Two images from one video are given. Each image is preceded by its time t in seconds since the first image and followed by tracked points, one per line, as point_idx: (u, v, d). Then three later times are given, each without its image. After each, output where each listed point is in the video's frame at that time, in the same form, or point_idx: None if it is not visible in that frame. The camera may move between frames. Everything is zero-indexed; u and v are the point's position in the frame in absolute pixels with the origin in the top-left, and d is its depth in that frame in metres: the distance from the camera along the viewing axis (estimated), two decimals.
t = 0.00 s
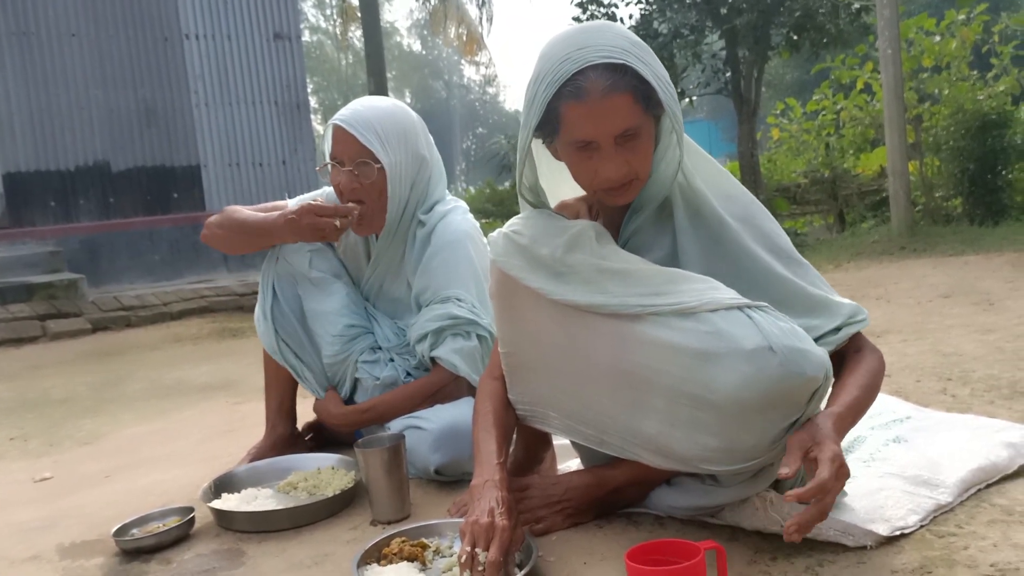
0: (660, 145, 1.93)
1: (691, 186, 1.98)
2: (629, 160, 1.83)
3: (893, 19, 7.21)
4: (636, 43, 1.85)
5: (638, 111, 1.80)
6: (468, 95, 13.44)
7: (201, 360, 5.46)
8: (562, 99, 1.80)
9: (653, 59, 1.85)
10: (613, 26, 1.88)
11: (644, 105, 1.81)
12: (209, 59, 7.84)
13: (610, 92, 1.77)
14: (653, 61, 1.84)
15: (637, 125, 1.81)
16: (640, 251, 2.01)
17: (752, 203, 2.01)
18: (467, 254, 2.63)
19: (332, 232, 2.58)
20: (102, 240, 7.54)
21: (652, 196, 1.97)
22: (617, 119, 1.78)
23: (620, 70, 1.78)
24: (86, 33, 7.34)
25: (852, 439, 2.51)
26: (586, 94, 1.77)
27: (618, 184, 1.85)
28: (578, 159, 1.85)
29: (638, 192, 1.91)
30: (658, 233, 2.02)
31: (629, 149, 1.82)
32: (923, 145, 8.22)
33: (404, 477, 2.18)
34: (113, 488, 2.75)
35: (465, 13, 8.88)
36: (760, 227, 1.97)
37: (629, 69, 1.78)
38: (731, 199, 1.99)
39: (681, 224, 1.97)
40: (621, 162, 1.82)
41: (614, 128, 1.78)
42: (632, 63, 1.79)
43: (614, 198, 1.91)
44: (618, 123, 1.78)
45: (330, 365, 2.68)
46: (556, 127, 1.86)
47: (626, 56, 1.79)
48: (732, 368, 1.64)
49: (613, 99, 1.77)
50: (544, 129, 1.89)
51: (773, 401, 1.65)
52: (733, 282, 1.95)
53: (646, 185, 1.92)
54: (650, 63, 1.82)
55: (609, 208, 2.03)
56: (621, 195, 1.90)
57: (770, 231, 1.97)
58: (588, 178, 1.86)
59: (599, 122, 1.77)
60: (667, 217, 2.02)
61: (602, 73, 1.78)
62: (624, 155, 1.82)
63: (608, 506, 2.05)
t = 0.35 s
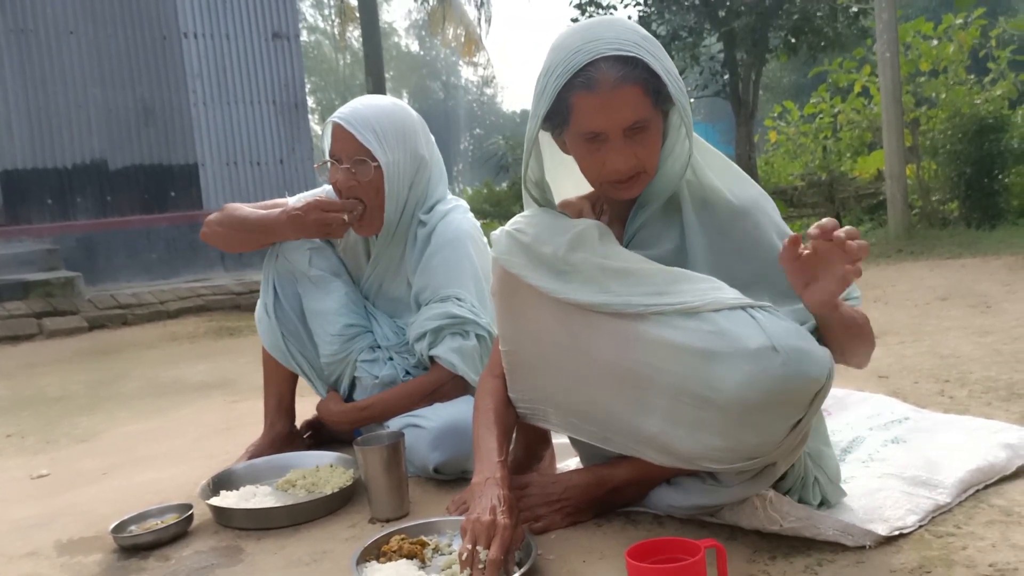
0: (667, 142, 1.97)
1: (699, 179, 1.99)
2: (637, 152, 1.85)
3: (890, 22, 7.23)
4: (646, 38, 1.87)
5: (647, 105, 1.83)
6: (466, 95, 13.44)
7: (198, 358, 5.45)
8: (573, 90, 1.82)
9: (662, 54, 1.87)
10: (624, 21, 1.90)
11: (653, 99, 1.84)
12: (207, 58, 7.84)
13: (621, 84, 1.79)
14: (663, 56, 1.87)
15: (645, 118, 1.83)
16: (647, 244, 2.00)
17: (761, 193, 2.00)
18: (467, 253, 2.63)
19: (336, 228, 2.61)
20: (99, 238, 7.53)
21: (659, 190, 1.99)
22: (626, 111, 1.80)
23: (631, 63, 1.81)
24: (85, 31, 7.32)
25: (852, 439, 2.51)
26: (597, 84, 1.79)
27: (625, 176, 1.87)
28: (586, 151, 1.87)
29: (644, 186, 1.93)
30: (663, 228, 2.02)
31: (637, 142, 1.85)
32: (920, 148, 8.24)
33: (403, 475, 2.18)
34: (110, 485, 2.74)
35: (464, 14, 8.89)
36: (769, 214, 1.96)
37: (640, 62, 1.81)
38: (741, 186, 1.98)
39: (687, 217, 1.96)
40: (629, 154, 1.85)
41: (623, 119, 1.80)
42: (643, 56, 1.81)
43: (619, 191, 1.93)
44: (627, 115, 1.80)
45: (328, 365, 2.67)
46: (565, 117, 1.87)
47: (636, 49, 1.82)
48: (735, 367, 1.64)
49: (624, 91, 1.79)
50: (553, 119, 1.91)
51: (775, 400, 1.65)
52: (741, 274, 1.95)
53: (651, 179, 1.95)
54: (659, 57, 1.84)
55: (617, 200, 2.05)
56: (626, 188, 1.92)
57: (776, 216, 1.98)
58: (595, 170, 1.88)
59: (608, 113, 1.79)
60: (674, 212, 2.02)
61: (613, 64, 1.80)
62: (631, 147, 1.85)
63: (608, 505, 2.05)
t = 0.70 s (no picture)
0: (661, 138, 1.96)
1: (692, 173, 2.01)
2: (628, 148, 1.86)
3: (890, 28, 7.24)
4: (640, 35, 1.86)
5: (640, 101, 1.82)
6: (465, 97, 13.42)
7: (193, 357, 5.43)
8: (565, 84, 1.82)
9: (656, 51, 1.87)
10: (619, 19, 1.90)
11: (645, 95, 1.84)
12: (206, 57, 7.83)
13: (612, 79, 1.79)
14: (656, 54, 1.86)
15: (638, 113, 1.83)
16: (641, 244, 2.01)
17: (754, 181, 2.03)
18: (465, 253, 2.63)
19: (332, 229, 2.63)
20: (95, 236, 7.51)
21: (652, 188, 1.98)
22: (618, 105, 1.80)
23: (623, 59, 1.80)
24: (83, 29, 7.31)
25: (848, 443, 2.52)
26: (588, 79, 1.79)
27: (618, 170, 1.87)
28: (578, 146, 1.87)
29: (637, 183, 1.94)
30: (660, 225, 2.02)
31: (629, 136, 1.85)
32: (917, 154, 8.26)
33: (399, 475, 2.17)
34: (105, 483, 2.73)
35: (463, 16, 8.89)
36: (763, 201, 1.98)
37: (632, 58, 1.81)
38: (734, 176, 2.01)
39: (683, 219, 1.99)
40: (622, 148, 1.85)
41: (615, 114, 1.80)
42: (635, 52, 1.81)
43: (612, 187, 1.93)
44: (618, 109, 1.80)
45: (324, 365, 2.67)
46: (558, 113, 1.88)
47: (628, 45, 1.81)
48: (732, 368, 1.64)
49: (615, 86, 1.79)
50: (547, 115, 1.92)
51: (771, 402, 1.65)
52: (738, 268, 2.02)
53: (645, 176, 1.95)
54: (652, 54, 1.84)
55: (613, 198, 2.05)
56: (618, 183, 1.92)
57: (769, 200, 1.99)
58: (588, 166, 1.89)
59: (599, 107, 1.79)
60: (670, 209, 2.02)
61: (604, 59, 1.80)
62: (623, 142, 1.85)
63: (603, 506, 2.05)
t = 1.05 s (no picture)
0: (654, 135, 1.97)
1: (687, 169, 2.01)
2: (620, 147, 1.86)
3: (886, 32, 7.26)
4: (627, 34, 1.87)
5: (628, 99, 1.83)
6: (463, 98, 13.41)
7: (188, 355, 5.42)
8: (552, 88, 1.84)
9: (643, 49, 1.88)
10: (606, 19, 1.91)
11: (634, 94, 1.85)
12: (204, 55, 7.82)
13: (599, 78, 1.80)
14: (644, 52, 1.87)
15: (627, 112, 1.84)
16: (643, 241, 1.99)
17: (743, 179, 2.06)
18: (460, 249, 2.63)
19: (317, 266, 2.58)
20: (92, 234, 7.50)
21: (649, 184, 1.98)
22: (607, 105, 1.81)
23: (610, 58, 1.82)
24: (81, 25, 7.30)
25: (842, 443, 2.52)
26: (575, 81, 1.81)
27: (610, 169, 1.88)
28: (571, 147, 1.88)
29: (632, 180, 1.94)
30: (659, 222, 2.01)
31: (619, 135, 1.86)
32: (914, 158, 8.28)
33: (393, 472, 2.17)
34: (99, 479, 2.73)
35: (461, 17, 8.89)
36: (754, 198, 2.01)
37: (618, 58, 1.82)
38: (727, 173, 2.04)
39: (684, 213, 1.98)
40: (614, 147, 1.86)
41: (604, 114, 1.82)
42: (622, 52, 1.82)
43: (606, 185, 1.93)
44: (607, 109, 1.82)
45: (318, 362, 2.66)
46: (548, 116, 1.89)
47: (615, 45, 1.83)
48: (728, 367, 1.64)
49: (602, 86, 1.80)
50: (537, 117, 1.93)
51: (767, 401, 1.65)
52: (734, 264, 2.02)
53: (640, 173, 1.95)
54: (639, 52, 1.85)
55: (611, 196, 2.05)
56: (612, 181, 1.92)
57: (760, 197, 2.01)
58: (581, 166, 1.89)
59: (588, 108, 1.81)
60: (668, 205, 2.02)
61: (591, 60, 1.81)
62: (615, 141, 1.86)
63: (597, 504, 2.05)
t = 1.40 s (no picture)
0: (649, 126, 1.95)
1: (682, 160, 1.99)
2: (613, 137, 1.86)
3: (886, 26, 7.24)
4: (622, 25, 1.87)
5: (620, 89, 1.83)
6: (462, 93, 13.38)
7: (187, 348, 5.42)
8: (544, 77, 1.85)
9: (638, 39, 1.87)
10: (601, 10, 1.90)
11: (627, 84, 1.84)
12: (203, 48, 7.81)
13: (590, 69, 1.80)
14: (638, 42, 1.86)
15: (619, 102, 1.84)
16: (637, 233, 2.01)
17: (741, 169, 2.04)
18: (461, 239, 2.62)
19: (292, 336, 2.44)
20: (90, 228, 7.49)
21: (646, 174, 1.98)
22: (597, 95, 1.81)
23: (601, 49, 1.82)
24: (79, 19, 7.28)
25: (841, 434, 2.53)
26: (566, 71, 1.81)
27: (602, 159, 1.88)
28: (564, 137, 1.89)
29: (625, 170, 1.94)
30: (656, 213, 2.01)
31: (612, 125, 1.86)
32: (913, 153, 8.29)
33: (393, 461, 2.17)
34: (98, 469, 2.73)
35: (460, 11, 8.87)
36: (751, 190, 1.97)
37: (610, 49, 1.82)
38: (725, 166, 2.00)
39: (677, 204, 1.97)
40: (605, 137, 1.85)
41: (595, 104, 1.82)
42: (614, 43, 1.82)
43: (601, 174, 1.94)
44: (598, 99, 1.81)
45: (319, 353, 2.68)
46: (543, 106, 1.90)
47: (607, 36, 1.82)
48: (726, 352, 1.64)
49: (593, 76, 1.80)
50: (533, 107, 1.94)
51: (765, 386, 1.65)
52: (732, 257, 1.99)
53: (635, 162, 1.95)
54: (632, 42, 1.85)
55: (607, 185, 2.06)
56: (605, 172, 1.93)
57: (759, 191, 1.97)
58: (575, 155, 1.90)
59: (578, 98, 1.81)
60: (662, 197, 2.02)
61: (582, 51, 1.82)
62: (607, 131, 1.85)
63: (597, 493, 2.05)
